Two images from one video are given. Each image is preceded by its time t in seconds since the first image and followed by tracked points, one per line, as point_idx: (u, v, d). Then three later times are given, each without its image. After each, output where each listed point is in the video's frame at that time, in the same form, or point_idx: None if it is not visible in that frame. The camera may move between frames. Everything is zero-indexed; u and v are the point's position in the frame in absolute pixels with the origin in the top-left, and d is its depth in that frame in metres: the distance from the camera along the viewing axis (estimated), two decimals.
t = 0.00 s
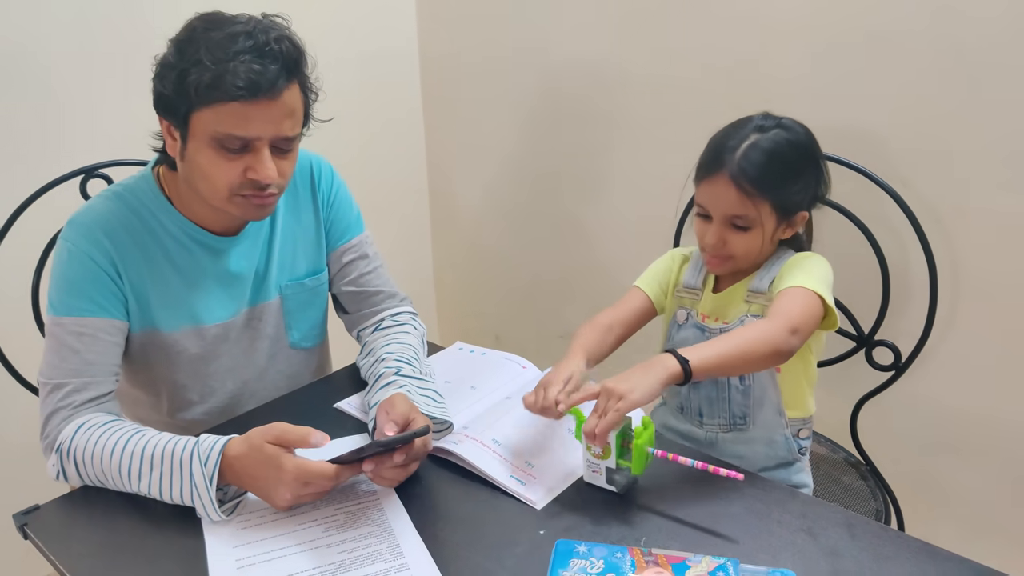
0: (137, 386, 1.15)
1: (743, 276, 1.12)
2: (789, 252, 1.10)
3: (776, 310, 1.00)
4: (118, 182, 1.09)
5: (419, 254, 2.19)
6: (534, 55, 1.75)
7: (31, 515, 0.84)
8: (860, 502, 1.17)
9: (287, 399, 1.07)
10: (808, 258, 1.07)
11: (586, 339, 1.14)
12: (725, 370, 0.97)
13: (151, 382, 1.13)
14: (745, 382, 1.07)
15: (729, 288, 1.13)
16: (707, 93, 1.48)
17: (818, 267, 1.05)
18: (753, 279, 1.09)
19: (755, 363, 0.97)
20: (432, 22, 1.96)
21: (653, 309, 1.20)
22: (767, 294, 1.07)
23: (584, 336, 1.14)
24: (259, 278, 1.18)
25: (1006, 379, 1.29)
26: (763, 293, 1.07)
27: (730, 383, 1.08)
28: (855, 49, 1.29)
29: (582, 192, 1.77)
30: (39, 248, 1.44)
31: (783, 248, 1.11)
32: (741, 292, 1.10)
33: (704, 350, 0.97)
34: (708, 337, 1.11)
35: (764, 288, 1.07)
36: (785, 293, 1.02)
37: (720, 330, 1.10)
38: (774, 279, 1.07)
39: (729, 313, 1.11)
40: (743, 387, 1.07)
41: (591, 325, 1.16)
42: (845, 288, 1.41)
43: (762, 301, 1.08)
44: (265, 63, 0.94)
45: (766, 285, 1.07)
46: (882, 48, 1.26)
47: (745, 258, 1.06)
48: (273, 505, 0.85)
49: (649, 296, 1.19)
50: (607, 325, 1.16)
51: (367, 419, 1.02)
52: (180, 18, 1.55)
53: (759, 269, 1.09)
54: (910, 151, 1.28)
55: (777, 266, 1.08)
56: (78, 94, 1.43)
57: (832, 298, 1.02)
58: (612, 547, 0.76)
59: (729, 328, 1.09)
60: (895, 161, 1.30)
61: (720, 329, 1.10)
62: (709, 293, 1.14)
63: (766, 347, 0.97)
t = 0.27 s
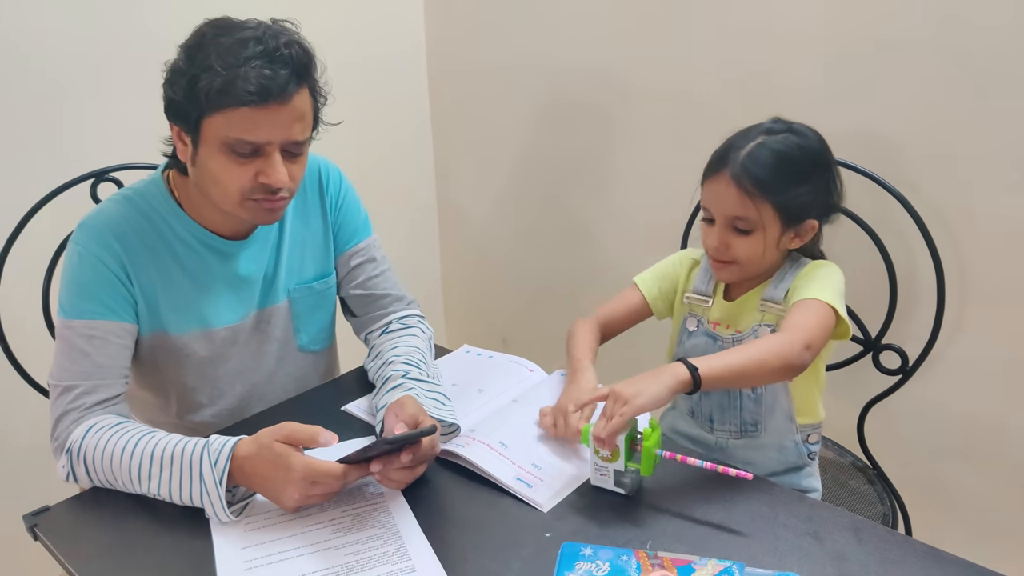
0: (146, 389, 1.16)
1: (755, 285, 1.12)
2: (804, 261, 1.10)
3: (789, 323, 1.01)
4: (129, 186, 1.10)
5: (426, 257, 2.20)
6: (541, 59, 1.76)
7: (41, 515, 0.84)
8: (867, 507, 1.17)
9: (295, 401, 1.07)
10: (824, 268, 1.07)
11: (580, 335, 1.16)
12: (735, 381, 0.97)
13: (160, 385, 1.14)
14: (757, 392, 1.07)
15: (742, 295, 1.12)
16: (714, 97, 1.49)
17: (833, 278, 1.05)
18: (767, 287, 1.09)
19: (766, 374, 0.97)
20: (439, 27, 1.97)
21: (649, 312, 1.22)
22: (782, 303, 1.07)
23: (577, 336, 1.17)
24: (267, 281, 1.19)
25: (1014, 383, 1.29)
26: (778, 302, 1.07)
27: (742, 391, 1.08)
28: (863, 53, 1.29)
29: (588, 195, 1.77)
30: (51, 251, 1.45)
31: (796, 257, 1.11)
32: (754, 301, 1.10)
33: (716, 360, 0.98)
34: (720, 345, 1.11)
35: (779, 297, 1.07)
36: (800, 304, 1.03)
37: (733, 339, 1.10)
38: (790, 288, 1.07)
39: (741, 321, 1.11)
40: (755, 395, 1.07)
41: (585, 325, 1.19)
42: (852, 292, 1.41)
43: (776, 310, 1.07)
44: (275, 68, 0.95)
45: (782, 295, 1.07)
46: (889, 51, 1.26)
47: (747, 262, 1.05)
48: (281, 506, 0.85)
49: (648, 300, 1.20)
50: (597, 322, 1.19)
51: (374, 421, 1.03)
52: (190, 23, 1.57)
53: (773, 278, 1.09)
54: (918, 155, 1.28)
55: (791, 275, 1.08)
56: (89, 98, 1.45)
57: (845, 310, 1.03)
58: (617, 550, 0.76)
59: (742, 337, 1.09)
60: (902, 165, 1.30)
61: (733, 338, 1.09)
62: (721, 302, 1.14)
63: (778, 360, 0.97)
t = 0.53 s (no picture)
0: (146, 387, 1.16)
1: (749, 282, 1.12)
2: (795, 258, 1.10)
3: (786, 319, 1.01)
4: (129, 184, 1.09)
5: (427, 255, 2.20)
6: (542, 56, 1.75)
7: (42, 514, 0.84)
8: (868, 504, 1.17)
9: (296, 399, 1.07)
10: (815, 266, 1.07)
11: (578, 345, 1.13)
12: (736, 379, 0.97)
13: (161, 384, 1.14)
14: (752, 390, 1.07)
15: (735, 294, 1.12)
16: (715, 95, 1.48)
17: (825, 275, 1.06)
18: (759, 285, 1.09)
19: (764, 373, 0.97)
20: (440, 24, 1.96)
21: (646, 312, 1.20)
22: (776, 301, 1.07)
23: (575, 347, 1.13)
24: (268, 279, 1.19)
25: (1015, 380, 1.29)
26: (771, 300, 1.08)
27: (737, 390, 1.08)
28: (864, 50, 1.29)
29: (589, 193, 1.77)
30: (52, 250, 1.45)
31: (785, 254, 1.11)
32: (747, 300, 1.10)
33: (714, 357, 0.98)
34: (713, 345, 1.12)
35: (772, 295, 1.07)
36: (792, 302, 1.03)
37: (725, 339, 1.11)
38: (783, 286, 1.07)
39: (733, 320, 1.12)
40: (749, 394, 1.07)
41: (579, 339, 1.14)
42: (853, 289, 1.41)
43: (768, 308, 1.08)
44: (275, 66, 0.95)
45: (775, 292, 1.07)
46: (891, 48, 1.26)
47: (753, 257, 1.06)
48: (283, 505, 0.85)
49: (645, 299, 1.19)
50: (596, 329, 1.16)
51: (375, 419, 1.03)
52: (190, 21, 1.56)
53: (766, 276, 1.09)
54: (919, 152, 1.28)
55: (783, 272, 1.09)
56: (89, 96, 1.44)
57: (838, 307, 1.03)
58: (619, 547, 0.76)
59: (733, 336, 1.10)
60: (903, 162, 1.30)
61: (725, 337, 1.10)
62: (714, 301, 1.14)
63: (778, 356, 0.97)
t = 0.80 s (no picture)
0: (145, 388, 1.16)
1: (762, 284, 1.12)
2: (809, 263, 1.10)
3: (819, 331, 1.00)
4: (127, 186, 1.09)
5: (426, 255, 2.20)
6: (540, 56, 1.75)
7: (41, 516, 0.84)
8: (866, 502, 1.17)
9: (295, 400, 1.07)
10: (828, 274, 1.08)
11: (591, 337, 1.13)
12: (797, 384, 0.95)
13: (160, 384, 1.14)
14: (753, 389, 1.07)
15: (745, 294, 1.13)
16: (713, 94, 1.48)
17: (840, 284, 1.06)
18: (770, 289, 1.10)
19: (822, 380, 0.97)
20: (438, 24, 1.96)
21: (654, 312, 1.21)
22: (786, 306, 1.08)
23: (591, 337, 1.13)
24: (267, 279, 1.18)
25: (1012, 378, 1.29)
26: (781, 305, 1.08)
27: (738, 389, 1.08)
28: (861, 49, 1.29)
29: (588, 192, 1.77)
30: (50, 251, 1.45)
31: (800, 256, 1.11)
32: (756, 301, 1.11)
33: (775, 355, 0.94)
34: (718, 343, 1.12)
35: (782, 300, 1.08)
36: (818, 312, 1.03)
37: (731, 337, 1.11)
38: (793, 292, 1.08)
39: (741, 320, 1.12)
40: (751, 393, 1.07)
41: (593, 330, 1.15)
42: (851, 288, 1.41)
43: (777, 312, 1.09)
44: (261, 65, 0.94)
45: (786, 298, 1.08)
46: (888, 47, 1.26)
47: (778, 250, 1.06)
48: (282, 505, 0.85)
49: (652, 300, 1.20)
50: (608, 325, 1.15)
51: (374, 419, 1.03)
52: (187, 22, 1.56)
53: (778, 279, 1.10)
54: (916, 151, 1.28)
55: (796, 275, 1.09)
56: (87, 97, 1.44)
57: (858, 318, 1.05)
58: (618, 546, 0.76)
59: (740, 336, 1.10)
60: (901, 160, 1.30)
61: (731, 334, 1.11)
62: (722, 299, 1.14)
63: (830, 370, 0.96)
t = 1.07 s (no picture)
0: (143, 388, 1.16)
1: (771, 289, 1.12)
2: (816, 267, 1.10)
3: (846, 351, 0.99)
4: (127, 186, 1.09)
5: (425, 256, 2.20)
6: (539, 56, 1.75)
7: (40, 516, 0.84)
8: (865, 504, 1.17)
9: (294, 400, 1.07)
10: (839, 282, 1.08)
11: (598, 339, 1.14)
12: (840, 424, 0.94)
13: (159, 385, 1.14)
14: (761, 397, 1.08)
15: (755, 300, 1.12)
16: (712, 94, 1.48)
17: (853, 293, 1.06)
18: (781, 294, 1.09)
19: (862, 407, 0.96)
20: (437, 24, 1.96)
21: (661, 313, 1.20)
22: (797, 311, 1.08)
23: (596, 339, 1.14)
24: (266, 279, 1.18)
25: (1012, 379, 1.29)
26: (792, 311, 1.08)
27: (745, 397, 1.09)
28: (860, 50, 1.29)
29: (587, 193, 1.77)
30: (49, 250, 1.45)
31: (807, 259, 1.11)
32: (765, 306, 1.11)
33: (819, 404, 0.92)
34: (727, 351, 1.11)
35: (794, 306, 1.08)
36: (841, 328, 1.02)
37: (739, 345, 1.10)
38: (805, 298, 1.08)
39: (750, 326, 1.12)
40: (758, 401, 1.08)
41: (597, 333, 1.16)
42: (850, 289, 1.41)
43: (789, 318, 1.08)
44: (262, 60, 0.95)
45: (798, 304, 1.07)
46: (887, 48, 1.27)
47: (786, 249, 1.05)
48: (280, 505, 0.85)
49: (659, 301, 1.19)
50: (612, 328, 1.16)
51: (373, 420, 1.03)
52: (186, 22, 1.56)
53: (788, 285, 1.09)
54: (915, 152, 1.28)
55: (807, 281, 1.09)
56: (86, 96, 1.44)
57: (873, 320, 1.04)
58: (617, 547, 0.76)
59: (750, 344, 1.09)
60: (900, 161, 1.30)
61: (739, 343, 1.10)
62: (730, 304, 1.14)
63: (867, 397, 0.95)
